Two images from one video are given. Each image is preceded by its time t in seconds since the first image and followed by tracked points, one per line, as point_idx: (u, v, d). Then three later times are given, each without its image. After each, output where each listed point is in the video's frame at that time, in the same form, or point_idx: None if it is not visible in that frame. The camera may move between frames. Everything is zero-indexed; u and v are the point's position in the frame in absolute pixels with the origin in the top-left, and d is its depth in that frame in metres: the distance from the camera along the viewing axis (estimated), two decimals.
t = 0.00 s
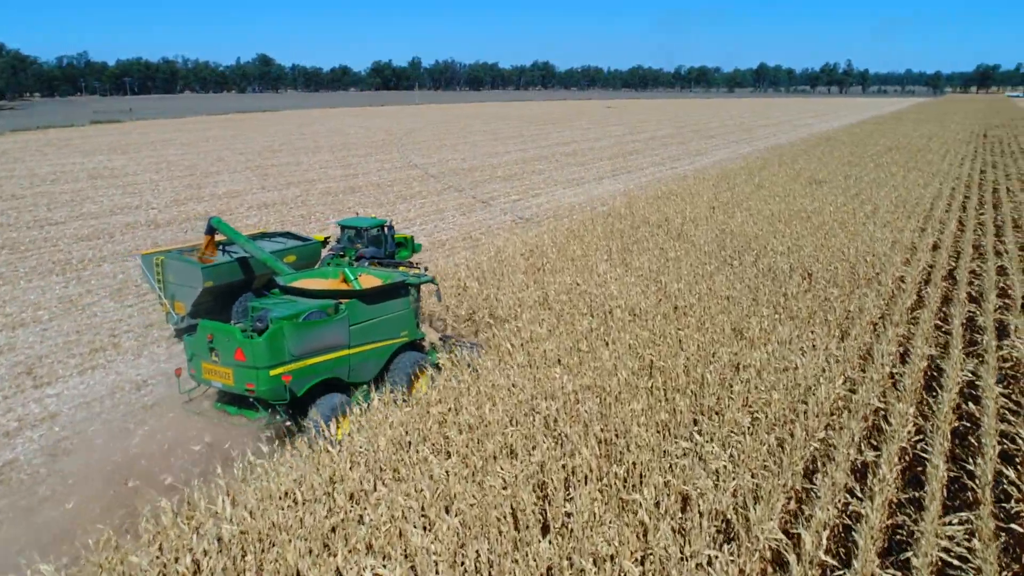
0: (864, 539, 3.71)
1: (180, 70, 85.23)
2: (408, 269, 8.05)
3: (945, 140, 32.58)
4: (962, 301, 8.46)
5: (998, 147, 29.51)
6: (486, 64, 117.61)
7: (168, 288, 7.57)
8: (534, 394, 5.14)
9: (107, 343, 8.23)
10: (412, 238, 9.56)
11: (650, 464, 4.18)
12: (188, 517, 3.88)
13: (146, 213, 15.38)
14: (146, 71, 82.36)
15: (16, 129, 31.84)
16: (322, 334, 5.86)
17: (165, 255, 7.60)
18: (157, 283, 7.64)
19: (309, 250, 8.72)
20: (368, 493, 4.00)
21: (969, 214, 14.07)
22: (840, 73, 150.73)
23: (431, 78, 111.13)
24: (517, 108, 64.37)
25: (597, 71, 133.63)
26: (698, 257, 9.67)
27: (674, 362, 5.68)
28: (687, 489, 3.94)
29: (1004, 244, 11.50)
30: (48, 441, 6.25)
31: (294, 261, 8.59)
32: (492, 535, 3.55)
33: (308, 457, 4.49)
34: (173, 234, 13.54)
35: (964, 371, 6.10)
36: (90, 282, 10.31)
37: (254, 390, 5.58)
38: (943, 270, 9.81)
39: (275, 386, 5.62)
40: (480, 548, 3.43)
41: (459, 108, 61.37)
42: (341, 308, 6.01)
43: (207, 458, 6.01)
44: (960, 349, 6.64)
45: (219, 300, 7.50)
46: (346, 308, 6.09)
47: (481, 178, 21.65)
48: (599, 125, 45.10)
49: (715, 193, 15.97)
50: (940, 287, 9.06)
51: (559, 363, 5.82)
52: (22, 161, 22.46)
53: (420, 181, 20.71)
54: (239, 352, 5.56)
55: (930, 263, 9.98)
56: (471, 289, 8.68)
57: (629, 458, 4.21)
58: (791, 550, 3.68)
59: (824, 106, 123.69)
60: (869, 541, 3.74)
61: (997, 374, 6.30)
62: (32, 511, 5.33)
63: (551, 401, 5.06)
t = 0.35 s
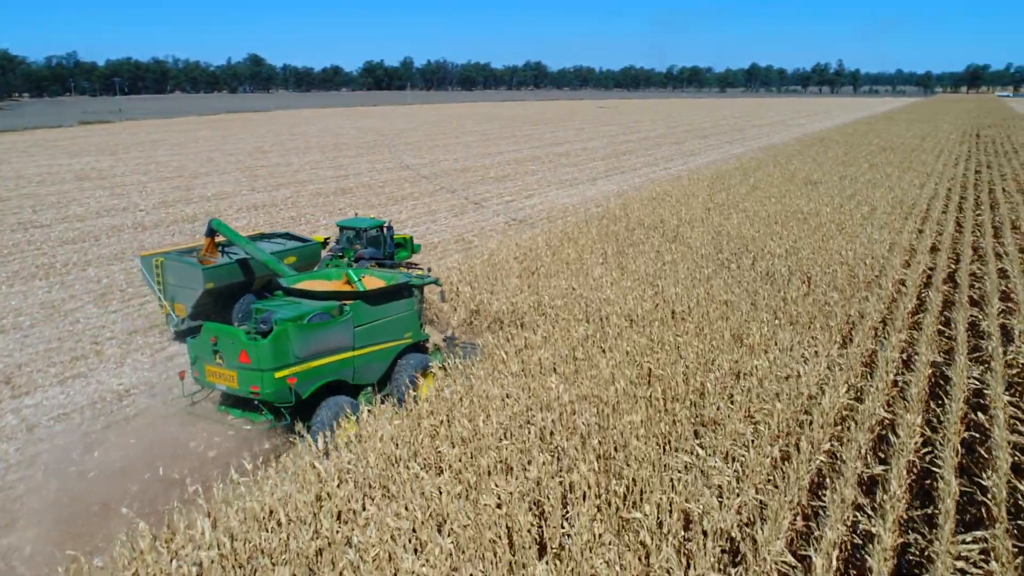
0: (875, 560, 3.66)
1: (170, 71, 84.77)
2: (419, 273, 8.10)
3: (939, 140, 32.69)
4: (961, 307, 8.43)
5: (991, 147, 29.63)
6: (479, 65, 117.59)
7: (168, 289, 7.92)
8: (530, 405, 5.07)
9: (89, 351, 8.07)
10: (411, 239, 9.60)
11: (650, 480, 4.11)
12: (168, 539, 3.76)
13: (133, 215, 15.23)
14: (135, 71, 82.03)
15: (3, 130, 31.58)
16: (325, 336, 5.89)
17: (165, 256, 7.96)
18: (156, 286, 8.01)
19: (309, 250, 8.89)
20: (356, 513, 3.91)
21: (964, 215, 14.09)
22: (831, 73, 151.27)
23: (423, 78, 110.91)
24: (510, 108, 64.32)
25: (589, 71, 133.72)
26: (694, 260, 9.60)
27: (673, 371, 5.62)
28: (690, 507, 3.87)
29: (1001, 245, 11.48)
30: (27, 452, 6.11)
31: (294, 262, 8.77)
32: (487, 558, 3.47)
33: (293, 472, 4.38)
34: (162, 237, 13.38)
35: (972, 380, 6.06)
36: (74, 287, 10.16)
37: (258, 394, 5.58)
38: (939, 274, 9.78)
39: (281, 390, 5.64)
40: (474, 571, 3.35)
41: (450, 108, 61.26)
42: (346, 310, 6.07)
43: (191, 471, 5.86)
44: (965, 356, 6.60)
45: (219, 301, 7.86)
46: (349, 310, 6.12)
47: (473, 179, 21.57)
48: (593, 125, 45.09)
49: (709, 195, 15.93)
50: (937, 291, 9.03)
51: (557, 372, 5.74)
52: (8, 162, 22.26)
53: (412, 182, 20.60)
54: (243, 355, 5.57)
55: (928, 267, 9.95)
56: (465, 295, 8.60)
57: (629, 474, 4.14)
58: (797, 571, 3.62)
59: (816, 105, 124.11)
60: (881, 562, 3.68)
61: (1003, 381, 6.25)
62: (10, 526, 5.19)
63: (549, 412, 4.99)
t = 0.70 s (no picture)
0: None
1: (164, 71, 84.52)
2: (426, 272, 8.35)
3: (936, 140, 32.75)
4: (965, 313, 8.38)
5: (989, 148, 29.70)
6: (474, 65, 117.70)
7: (171, 291, 7.98)
8: (529, 416, 5.01)
9: (76, 358, 7.95)
10: (414, 239, 9.54)
11: (656, 496, 4.05)
12: (150, 564, 3.65)
13: (124, 217, 15.14)
14: (129, 71, 81.89)
15: None
16: (335, 338, 5.90)
17: (167, 257, 8.04)
18: (161, 287, 8.06)
19: (314, 250, 8.98)
20: (349, 534, 3.82)
21: (963, 217, 14.08)
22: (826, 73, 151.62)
23: (418, 78, 110.83)
24: (505, 109, 64.38)
25: (584, 71, 133.78)
26: (692, 264, 9.55)
27: (675, 380, 5.58)
28: (697, 526, 3.82)
29: (1000, 247, 11.46)
30: (10, 464, 5.99)
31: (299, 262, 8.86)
32: None
33: (282, 488, 4.28)
34: (153, 240, 13.27)
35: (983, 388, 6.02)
36: (62, 291, 10.06)
37: (268, 397, 5.61)
38: (939, 278, 9.75)
39: (291, 393, 5.65)
40: None
41: (445, 108, 61.24)
42: (354, 312, 6.09)
43: (178, 484, 5.74)
44: (976, 363, 6.54)
45: (223, 303, 7.89)
46: (359, 312, 6.14)
47: (469, 179, 21.52)
48: (589, 125, 45.09)
49: (706, 196, 15.91)
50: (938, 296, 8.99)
51: (559, 381, 5.67)
52: None
53: (408, 183, 20.54)
54: (253, 358, 5.59)
55: (929, 270, 9.93)
56: (462, 300, 8.52)
57: (633, 490, 4.07)
58: None
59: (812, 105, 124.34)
60: None
61: (1015, 389, 6.20)
62: None
63: (550, 423, 4.93)
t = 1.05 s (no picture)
0: None
1: (159, 71, 84.31)
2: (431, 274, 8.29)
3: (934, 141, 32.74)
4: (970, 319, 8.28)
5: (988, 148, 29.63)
6: (470, 65, 117.65)
7: (177, 292, 8.16)
8: (533, 429, 4.93)
9: (64, 365, 7.82)
10: (417, 240, 9.97)
11: (666, 515, 3.99)
12: None
13: (117, 219, 15.05)
14: (124, 71, 81.73)
15: None
16: (348, 340, 5.92)
17: (174, 259, 8.22)
18: (165, 287, 8.25)
19: (319, 251, 9.22)
20: (344, 558, 3.73)
21: (964, 219, 14.01)
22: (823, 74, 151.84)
23: (415, 78, 110.75)
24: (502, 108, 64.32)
25: (581, 72, 133.80)
26: (693, 268, 9.46)
27: (681, 390, 5.52)
28: (709, 548, 3.75)
29: (1003, 249, 11.37)
30: None
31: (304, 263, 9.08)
32: None
33: (273, 507, 4.18)
34: (146, 243, 13.15)
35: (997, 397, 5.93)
36: (51, 296, 9.95)
37: (281, 400, 5.58)
38: (943, 283, 9.67)
39: (303, 396, 5.62)
40: None
41: (442, 109, 61.20)
42: (367, 313, 6.11)
43: (167, 500, 5.60)
44: (989, 372, 6.45)
45: (228, 306, 8.16)
46: (371, 313, 6.16)
47: (467, 180, 21.42)
48: (586, 125, 45.03)
49: (705, 197, 15.84)
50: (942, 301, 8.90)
51: (564, 392, 5.59)
52: None
53: (404, 184, 20.46)
54: (266, 361, 5.57)
55: (934, 275, 9.84)
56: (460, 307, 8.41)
57: (642, 508, 4.00)
58: None
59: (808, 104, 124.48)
60: None
61: None
62: None
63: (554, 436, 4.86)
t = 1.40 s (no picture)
0: None
1: (157, 71, 84.25)
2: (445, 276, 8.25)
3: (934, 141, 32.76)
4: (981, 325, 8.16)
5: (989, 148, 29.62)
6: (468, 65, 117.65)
7: (185, 293, 8.23)
8: (538, 441, 4.84)
9: (54, 373, 7.70)
10: (424, 240, 10.12)
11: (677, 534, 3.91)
12: None
13: (111, 220, 14.97)
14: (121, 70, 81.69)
15: None
16: (360, 341, 5.91)
17: (181, 259, 8.28)
18: (173, 288, 8.31)
19: (326, 252, 9.34)
20: None
21: (967, 220, 13.95)
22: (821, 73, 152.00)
23: (413, 78, 110.75)
24: (500, 108, 64.31)
25: (579, 71, 133.93)
26: (694, 272, 9.39)
27: (689, 399, 5.45)
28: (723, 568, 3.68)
29: (1009, 251, 11.28)
30: None
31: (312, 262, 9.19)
32: None
33: (265, 526, 4.05)
34: (141, 245, 13.06)
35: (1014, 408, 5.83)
36: (43, 301, 9.86)
37: (294, 402, 5.56)
38: (949, 288, 9.58)
39: (316, 398, 5.61)
40: None
41: (440, 108, 61.21)
42: (379, 315, 6.15)
43: (155, 515, 5.43)
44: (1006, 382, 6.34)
45: (236, 308, 8.28)
46: (383, 315, 6.19)
47: (465, 181, 21.36)
48: (584, 125, 45.01)
49: (705, 199, 15.79)
50: (951, 308, 8.79)
51: (568, 403, 5.50)
52: None
53: (402, 185, 20.40)
54: (279, 362, 5.54)
55: (941, 280, 9.75)
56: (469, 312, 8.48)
57: (652, 527, 3.92)
58: None
59: (807, 103, 124.57)
60: None
61: None
62: None
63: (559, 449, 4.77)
